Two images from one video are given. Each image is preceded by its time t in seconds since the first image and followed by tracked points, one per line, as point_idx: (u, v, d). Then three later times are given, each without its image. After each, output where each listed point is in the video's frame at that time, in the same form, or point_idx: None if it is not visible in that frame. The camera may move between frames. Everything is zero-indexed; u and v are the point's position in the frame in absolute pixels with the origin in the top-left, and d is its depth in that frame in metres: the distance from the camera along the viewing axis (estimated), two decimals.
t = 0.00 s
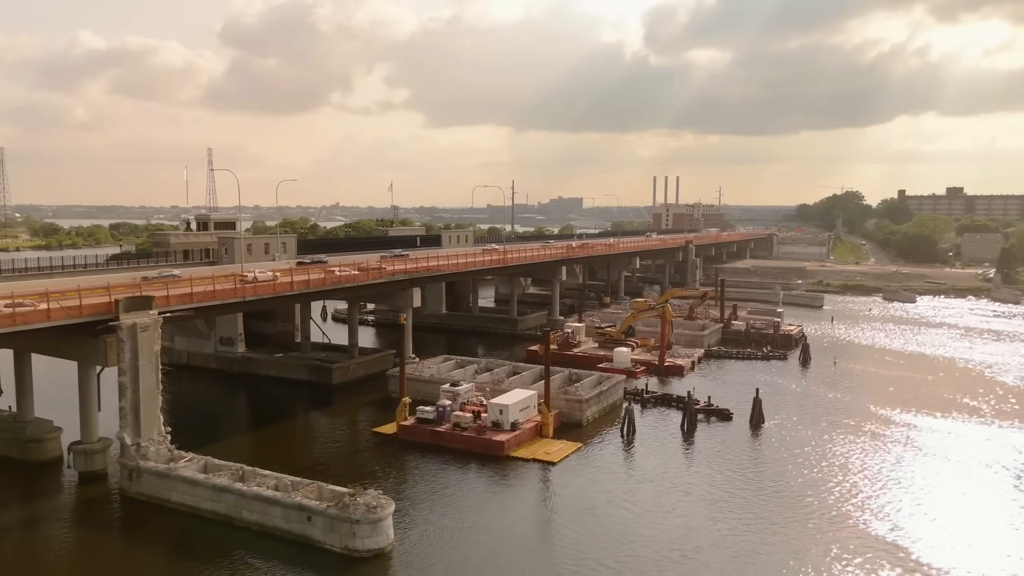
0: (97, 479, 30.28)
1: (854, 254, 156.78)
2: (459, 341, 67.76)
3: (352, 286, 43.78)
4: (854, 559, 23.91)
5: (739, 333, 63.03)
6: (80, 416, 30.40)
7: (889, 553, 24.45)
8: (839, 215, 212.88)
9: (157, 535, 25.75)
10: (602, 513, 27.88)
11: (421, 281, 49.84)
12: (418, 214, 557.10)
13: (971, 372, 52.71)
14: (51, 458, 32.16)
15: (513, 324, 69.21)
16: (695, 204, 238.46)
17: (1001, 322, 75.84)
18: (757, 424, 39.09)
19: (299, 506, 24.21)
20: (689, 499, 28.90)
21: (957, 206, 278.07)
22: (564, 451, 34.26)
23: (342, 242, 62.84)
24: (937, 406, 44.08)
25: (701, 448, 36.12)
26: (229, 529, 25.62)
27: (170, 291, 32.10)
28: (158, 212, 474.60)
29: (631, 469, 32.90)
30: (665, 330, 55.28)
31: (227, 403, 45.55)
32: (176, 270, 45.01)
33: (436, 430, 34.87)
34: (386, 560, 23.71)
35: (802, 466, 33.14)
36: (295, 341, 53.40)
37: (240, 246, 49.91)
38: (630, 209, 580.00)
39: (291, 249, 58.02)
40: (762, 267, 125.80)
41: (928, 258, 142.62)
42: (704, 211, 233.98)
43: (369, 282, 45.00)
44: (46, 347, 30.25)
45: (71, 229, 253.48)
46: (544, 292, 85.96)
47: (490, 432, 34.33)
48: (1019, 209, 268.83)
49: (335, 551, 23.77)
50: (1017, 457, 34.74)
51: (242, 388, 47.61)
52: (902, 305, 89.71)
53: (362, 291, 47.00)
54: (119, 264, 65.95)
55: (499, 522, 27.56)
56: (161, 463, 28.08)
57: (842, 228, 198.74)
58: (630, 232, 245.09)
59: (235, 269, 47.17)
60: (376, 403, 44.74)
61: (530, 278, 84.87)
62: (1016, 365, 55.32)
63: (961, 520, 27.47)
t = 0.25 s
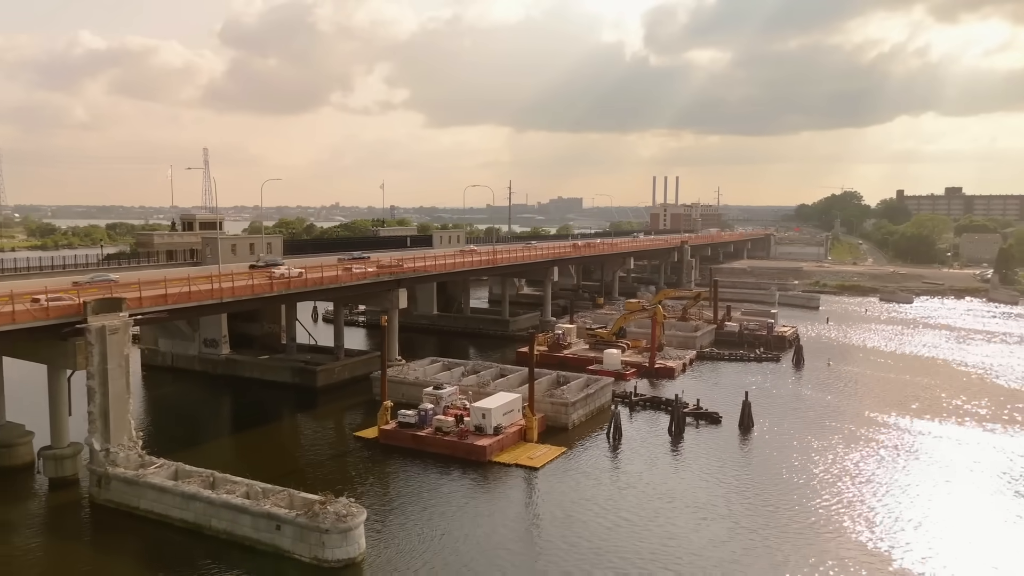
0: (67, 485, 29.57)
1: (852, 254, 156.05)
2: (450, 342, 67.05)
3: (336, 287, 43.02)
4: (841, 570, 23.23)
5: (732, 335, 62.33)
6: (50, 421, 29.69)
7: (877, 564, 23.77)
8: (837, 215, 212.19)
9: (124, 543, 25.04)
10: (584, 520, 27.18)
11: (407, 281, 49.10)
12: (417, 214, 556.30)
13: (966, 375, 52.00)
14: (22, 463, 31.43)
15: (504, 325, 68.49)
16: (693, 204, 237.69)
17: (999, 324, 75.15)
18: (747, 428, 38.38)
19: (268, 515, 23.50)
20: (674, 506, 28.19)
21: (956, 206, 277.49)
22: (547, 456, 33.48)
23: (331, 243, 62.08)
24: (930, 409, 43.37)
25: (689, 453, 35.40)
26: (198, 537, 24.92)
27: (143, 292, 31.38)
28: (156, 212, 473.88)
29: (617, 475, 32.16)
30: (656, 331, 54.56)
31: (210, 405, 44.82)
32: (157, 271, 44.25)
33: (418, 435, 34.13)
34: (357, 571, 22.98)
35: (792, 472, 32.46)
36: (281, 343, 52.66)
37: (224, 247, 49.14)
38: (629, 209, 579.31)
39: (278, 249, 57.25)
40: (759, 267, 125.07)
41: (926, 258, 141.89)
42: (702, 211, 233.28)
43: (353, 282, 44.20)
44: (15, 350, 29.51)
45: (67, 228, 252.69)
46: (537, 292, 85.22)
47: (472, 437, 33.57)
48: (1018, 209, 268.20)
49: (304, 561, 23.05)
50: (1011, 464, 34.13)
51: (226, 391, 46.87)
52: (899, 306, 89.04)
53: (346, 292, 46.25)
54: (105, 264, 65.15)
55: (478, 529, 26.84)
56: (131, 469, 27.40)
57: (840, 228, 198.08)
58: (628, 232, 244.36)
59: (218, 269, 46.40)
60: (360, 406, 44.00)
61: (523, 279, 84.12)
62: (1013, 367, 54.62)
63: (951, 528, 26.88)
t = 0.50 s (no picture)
0: (41, 491, 28.97)
1: (851, 255, 155.50)
2: (441, 343, 66.47)
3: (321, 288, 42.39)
4: None
5: (726, 336, 61.77)
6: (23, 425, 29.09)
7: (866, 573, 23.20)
8: (836, 215, 211.74)
9: (92, 550, 24.43)
10: (568, 527, 26.60)
11: (395, 282, 48.48)
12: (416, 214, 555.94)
13: (961, 376, 51.43)
14: None
15: (497, 326, 67.90)
16: (691, 204, 237.19)
17: (996, 324, 74.60)
18: (737, 431, 37.80)
19: (238, 523, 22.88)
20: (660, 513, 27.59)
21: (955, 206, 277.05)
22: (532, 461, 32.87)
23: (321, 243, 61.48)
24: (924, 412, 42.76)
25: (678, 456, 34.79)
26: (168, 545, 24.32)
27: (118, 294, 30.77)
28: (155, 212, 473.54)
29: (603, 479, 31.55)
30: (648, 332, 53.98)
31: (194, 408, 44.20)
32: (140, 272, 43.63)
33: (401, 438, 33.51)
34: None
35: (782, 476, 31.85)
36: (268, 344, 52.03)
37: (210, 247, 48.44)
38: (628, 210, 579.07)
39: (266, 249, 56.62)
40: (756, 267, 124.47)
41: (924, 258, 141.34)
42: (700, 211, 232.78)
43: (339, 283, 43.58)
44: None
45: (64, 229, 252.14)
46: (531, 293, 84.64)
47: (456, 441, 32.94)
48: (1017, 208, 267.76)
49: (275, 570, 22.42)
50: (1005, 468, 33.51)
51: (211, 393, 46.27)
52: (895, 307, 88.50)
53: (332, 293, 45.62)
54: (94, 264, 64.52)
55: (457, 536, 26.24)
56: (103, 474, 26.82)
57: (838, 228, 197.60)
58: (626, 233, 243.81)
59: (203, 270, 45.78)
60: (346, 408, 43.41)
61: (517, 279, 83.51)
62: (1009, 369, 54.05)
63: (942, 536, 26.29)
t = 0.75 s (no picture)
0: (8, 497, 28.24)
1: (849, 255, 154.85)
2: (432, 345, 65.78)
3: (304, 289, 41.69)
4: None
5: (719, 337, 61.10)
6: None
7: None
8: (834, 215, 211.08)
9: (55, 560, 23.70)
10: (548, 536, 25.83)
11: (381, 283, 47.80)
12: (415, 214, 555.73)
13: (956, 379, 50.72)
14: None
15: (488, 327, 67.20)
16: (689, 204, 236.57)
17: (993, 325, 73.89)
18: (726, 435, 37.07)
19: (203, 532, 22.18)
20: (643, 521, 26.83)
21: (954, 206, 276.36)
22: (514, 466, 32.11)
23: (309, 244, 60.78)
24: (918, 415, 42.05)
25: (665, 461, 34.02)
26: (133, 555, 23.62)
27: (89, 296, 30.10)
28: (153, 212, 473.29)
29: (587, 486, 30.79)
30: (638, 333, 53.28)
31: (175, 411, 43.44)
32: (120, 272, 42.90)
33: (380, 443, 32.75)
34: None
35: (770, 482, 31.13)
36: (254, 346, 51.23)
37: (194, 247, 47.70)
38: (627, 210, 578.67)
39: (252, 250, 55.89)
40: (753, 267, 123.80)
41: (923, 259, 140.67)
42: (698, 211, 232.29)
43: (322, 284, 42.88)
44: None
45: (60, 229, 251.60)
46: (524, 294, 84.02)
47: (436, 445, 32.18)
48: (1017, 208, 267.22)
49: None
50: (998, 474, 32.80)
51: (194, 395, 45.52)
52: (892, 307, 87.82)
53: (315, 294, 44.87)
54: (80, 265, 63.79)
55: (434, 545, 25.48)
56: (70, 481, 26.12)
57: (837, 228, 196.91)
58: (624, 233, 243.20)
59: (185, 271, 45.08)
60: (329, 411, 42.65)
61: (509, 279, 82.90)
62: (1005, 371, 53.34)
63: (932, 544, 25.59)
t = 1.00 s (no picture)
0: None
1: (847, 255, 154.20)
2: (423, 347, 65.16)
3: (288, 290, 41.06)
4: None
5: (712, 338, 60.49)
6: None
7: None
8: (833, 215, 210.53)
9: (20, 569, 23.07)
10: (529, 544, 25.19)
11: (367, 284, 47.17)
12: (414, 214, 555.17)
13: (952, 380, 50.06)
14: None
15: (480, 328, 66.58)
16: (688, 204, 235.88)
17: (990, 326, 73.23)
18: (715, 439, 36.43)
19: (170, 541, 21.57)
20: (627, 529, 26.18)
21: (954, 206, 275.59)
22: (498, 470, 31.47)
23: (298, 244, 60.16)
24: (912, 419, 41.39)
25: (653, 466, 33.39)
26: (100, 564, 23.00)
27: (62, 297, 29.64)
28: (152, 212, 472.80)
29: (572, 491, 30.16)
30: (630, 335, 52.68)
31: (158, 413, 42.80)
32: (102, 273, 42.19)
33: (362, 447, 32.11)
34: None
35: (758, 488, 30.47)
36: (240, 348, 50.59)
37: (179, 248, 46.90)
38: (626, 210, 578.05)
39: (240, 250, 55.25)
40: (750, 268, 123.13)
41: (921, 259, 139.95)
42: (697, 211, 231.63)
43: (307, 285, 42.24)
44: None
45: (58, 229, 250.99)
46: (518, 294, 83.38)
47: (418, 450, 31.54)
48: (1016, 208, 266.38)
49: None
50: (992, 479, 32.15)
51: (178, 397, 44.91)
52: (889, 308, 87.17)
53: (300, 295, 44.23)
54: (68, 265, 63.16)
55: (412, 553, 24.84)
56: (38, 487, 25.50)
57: (835, 229, 196.20)
58: (623, 233, 242.55)
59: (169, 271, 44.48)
60: (314, 414, 42.01)
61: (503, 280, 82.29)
62: (1001, 373, 52.69)
63: (924, 552, 24.95)
